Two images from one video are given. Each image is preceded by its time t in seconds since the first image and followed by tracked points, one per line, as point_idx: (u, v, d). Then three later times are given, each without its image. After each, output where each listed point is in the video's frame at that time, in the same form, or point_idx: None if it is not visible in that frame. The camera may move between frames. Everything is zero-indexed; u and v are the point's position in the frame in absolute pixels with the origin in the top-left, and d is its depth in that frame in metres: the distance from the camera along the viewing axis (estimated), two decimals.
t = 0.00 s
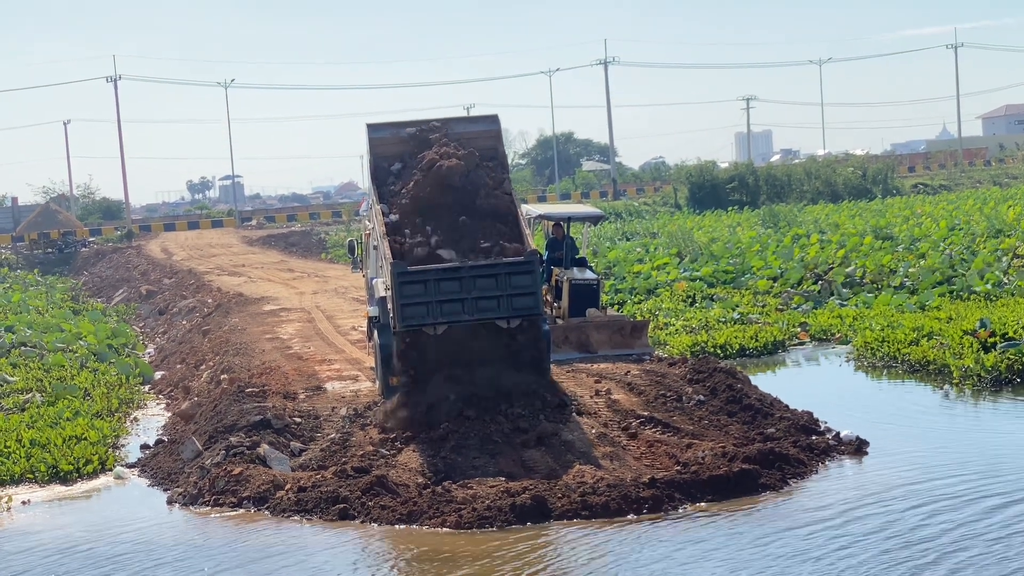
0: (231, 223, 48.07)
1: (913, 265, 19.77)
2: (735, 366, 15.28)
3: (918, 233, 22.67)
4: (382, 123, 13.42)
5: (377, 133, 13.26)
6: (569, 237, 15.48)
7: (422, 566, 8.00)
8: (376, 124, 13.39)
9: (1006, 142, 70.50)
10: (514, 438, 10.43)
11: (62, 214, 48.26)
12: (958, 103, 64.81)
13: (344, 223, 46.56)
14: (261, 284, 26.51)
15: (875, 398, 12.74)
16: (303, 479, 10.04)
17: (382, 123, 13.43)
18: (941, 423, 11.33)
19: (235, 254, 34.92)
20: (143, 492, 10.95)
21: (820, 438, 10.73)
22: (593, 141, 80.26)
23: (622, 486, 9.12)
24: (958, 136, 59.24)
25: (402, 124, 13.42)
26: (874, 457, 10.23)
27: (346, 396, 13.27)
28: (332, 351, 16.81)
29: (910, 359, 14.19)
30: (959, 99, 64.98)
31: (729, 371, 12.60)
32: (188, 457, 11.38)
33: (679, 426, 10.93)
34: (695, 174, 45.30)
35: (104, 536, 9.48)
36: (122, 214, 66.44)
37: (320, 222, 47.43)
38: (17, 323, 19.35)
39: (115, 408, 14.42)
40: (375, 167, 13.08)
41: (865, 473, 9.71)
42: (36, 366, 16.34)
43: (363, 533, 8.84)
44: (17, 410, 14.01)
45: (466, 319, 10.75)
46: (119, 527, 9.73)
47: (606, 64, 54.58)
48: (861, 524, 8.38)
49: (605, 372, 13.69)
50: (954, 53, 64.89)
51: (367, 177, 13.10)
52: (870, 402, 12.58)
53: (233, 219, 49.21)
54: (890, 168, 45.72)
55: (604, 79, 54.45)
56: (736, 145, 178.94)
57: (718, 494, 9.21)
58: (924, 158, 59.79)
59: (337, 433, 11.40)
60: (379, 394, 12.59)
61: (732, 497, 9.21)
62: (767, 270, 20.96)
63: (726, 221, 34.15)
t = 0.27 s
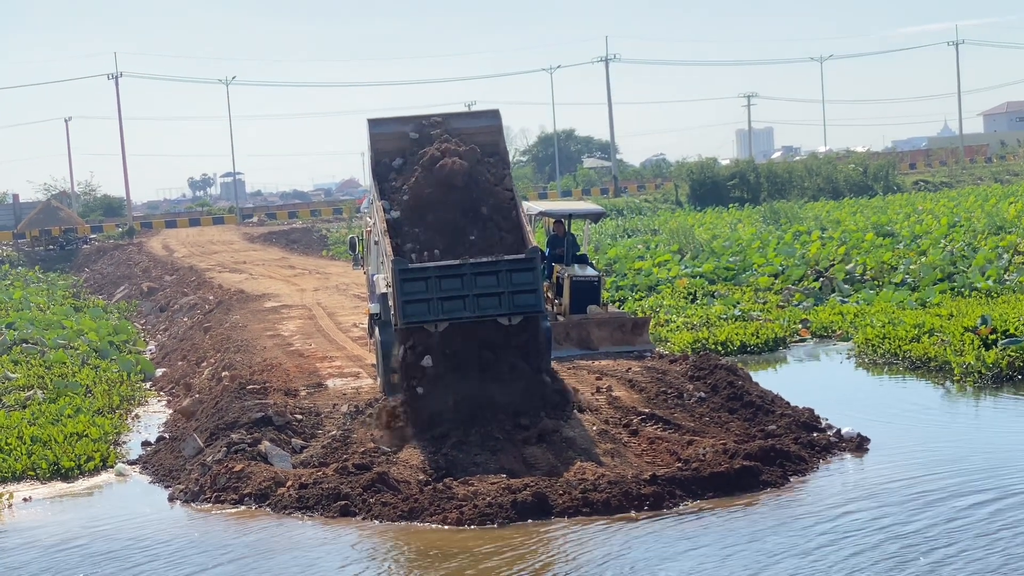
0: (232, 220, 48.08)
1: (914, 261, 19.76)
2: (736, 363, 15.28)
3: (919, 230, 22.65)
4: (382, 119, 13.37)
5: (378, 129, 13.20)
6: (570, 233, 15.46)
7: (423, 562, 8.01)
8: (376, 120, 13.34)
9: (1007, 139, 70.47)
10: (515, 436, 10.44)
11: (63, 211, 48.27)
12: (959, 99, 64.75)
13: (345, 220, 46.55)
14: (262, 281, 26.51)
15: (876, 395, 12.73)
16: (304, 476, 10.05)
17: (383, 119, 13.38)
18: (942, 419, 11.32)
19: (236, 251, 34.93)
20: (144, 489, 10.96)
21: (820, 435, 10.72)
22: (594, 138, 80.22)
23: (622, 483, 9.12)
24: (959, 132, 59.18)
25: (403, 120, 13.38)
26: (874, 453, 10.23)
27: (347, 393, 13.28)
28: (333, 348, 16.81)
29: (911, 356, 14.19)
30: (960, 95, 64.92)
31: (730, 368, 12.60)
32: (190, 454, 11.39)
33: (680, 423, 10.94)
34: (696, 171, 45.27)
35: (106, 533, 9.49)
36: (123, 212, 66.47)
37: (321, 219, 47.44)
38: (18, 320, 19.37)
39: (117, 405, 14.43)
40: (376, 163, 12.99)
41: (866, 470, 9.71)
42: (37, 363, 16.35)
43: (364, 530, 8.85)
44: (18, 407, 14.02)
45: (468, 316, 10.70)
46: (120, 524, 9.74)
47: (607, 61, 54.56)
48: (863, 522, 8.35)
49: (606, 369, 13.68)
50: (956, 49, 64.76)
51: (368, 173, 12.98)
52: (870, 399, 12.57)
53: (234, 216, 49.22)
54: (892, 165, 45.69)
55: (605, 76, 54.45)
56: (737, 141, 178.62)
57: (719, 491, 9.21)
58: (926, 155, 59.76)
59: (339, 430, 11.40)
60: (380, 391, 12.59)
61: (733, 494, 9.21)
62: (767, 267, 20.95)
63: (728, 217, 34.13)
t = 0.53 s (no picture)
0: (233, 218, 48.08)
1: (915, 259, 19.75)
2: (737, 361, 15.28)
3: (920, 227, 22.64)
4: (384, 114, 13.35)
5: (380, 125, 13.17)
6: (571, 231, 15.46)
7: (424, 560, 8.02)
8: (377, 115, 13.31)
9: (1008, 136, 70.48)
10: (516, 434, 10.44)
11: (63, 209, 48.27)
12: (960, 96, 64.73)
13: (346, 217, 46.54)
14: (263, 279, 26.52)
15: (877, 393, 12.73)
16: (305, 473, 10.05)
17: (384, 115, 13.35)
18: (943, 417, 11.32)
19: (237, 249, 34.94)
20: (146, 487, 10.97)
21: (822, 433, 10.72)
22: (595, 135, 80.20)
23: (624, 481, 9.11)
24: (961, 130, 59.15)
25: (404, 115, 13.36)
26: (876, 451, 10.23)
27: (348, 390, 13.28)
28: (334, 345, 16.82)
29: (913, 353, 14.19)
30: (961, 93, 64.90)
31: (731, 365, 12.59)
32: (191, 451, 11.39)
33: (681, 420, 10.94)
34: (698, 169, 45.23)
35: (107, 531, 9.49)
36: (124, 209, 66.48)
37: (322, 216, 47.44)
38: (19, 318, 19.36)
39: (118, 402, 14.43)
40: (378, 159, 12.96)
41: (867, 468, 9.71)
42: (38, 361, 16.35)
43: (365, 528, 8.85)
44: (20, 405, 14.02)
45: (469, 315, 10.70)
46: (122, 521, 9.74)
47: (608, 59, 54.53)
48: (865, 521, 8.33)
49: (607, 367, 13.68)
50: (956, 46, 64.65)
51: (369, 169, 12.94)
52: (872, 396, 12.57)
53: (235, 214, 49.22)
54: (893, 162, 45.67)
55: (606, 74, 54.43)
56: (738, 138, 178.50)
57: (720, 489, 9.21)
58: (927, 153, 59.73)
59: (339, 428, 11.40)
60: (381, 389, 12.60)
61: (734, 492, 9.21)
62: (769, 264, 20.94)
63: (729, 215, 34.13)
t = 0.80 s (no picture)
0: (234, 216, 48.10)
1: (917, 257, 19.75)
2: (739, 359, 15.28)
3: (922, 225, 22.62)
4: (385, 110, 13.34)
5: (381, 122, 13.15)
6: (572, 230, 15.45)
7: (425, 558, 8.03)
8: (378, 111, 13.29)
9: (1010, 134, 70.44)
10: (518, 431, 10.44)
11: (65, 207, 48.31)
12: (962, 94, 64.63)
13: (347, 216, 46.56)
14: (265, 277, 26.54)
15: (880, 391, 12.73)
16: (306, 471, 10.05)
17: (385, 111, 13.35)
18: (945, 415, 11.32)
19: (238, 247, 34.98)
20: (147, 485, 10.98)
21: (823, 431, 10.72)
22: (596, 134, 80.19)
23: (625, 479, 9.12)
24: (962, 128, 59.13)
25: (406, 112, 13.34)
26: (877, 449, 10.23)
27: (349, 389, 13.28)
28: (335, 344, 16.83)
29: (914, 352, 14.19)
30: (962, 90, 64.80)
31: (732, 364, 12.58)
32: (192, 450, 11.39)
33: (682, 419, 10.94)
34: (699, 167, 45.20)
35: (107, 529, 9.50)
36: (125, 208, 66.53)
37: (324, 215, 47.51)
38: (21, 316, 19.38)
39: (119, 401, 14.44)
40: (379, 156, 12.98)
41: (869, 466, 9.71)
42: (39, 359, 16.37)
43: (366, 526, 8.86)
44: (21, 403, 14.04)
45: (470, 315, 10.71)
46: (123, 520, 9.75)
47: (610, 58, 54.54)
48: (866, 519, 8.32)
49: (608, 365, 13.69)
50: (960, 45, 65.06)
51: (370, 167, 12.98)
52: (872, 395, 12.57)
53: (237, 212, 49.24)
54: (895, 160, 45.66)
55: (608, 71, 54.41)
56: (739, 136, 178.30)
57: (721, 487, 9.21)
58: (928, 151, 59.70)
59: (341, 426, 11.41)
60: (382, 388, 12.61)
61: (735, 490, 9.21)
62: (770, 263, 20.93)
63: (730, 213, 34.12)
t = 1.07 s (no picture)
0: (235, 216, 48.11)
1: (918, 257, 19.74)
2: (740, 359, 15.28)
3: (923, 225, 22.61)
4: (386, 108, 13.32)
5: (382, 120, 13.14)
6: (574, 229, 15.44)
7: (426, 557, 8.03)
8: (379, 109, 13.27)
9: (1012, 134, 70.44)
10: (520, 430, 10.45)
11: (67, 207, 48.31)
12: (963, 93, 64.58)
13: (349, 216, 46.57)
14: (266, 277, 26.55)
15: (881, 391, 12.73)
16: (308, 471, 10.05)
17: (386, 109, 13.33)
18: (946, 415, 11.32)
19: (240, 247, 34.99)
20: (149, 484, 10.98)
21: (825, 431, 10.71)
22: (598, 133, 80.19)
23: (627, 479, 9.11)
24: (964, 128, 59.13)
25: (406, 109, 13.32)
26: (878, 449, 10.23)
27: (350, 389, 13.29)
28: (336, 343, 16.83)
29: (915, 352, 14.18)
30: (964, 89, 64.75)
31: (734, 364, 12.58)
32: (194, 449, 11.40)
33: (683, 419, 10.94)
34: (701, 167, 45.19)
35: (109, 529, 9.51)
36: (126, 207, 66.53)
37: (326, 215, 47.52)
38: (22, 316, 19.39)
39: (121, 400, 14.45)
40: (380, 155, 12.94)
41: (870, 466, 9.71)
42: (41, 359, 16.38)
43: (368, 526, 8.86)
44: (23, 403, 14.04)
45: (471, 315, 10.72)
46: (124, 519, 9.76)
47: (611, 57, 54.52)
48: (868, 519, 8.31)
49: (609, 365, 13.69)
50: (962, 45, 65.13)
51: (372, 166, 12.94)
52: (873, 395, 12.57)
53: (238, 212, 49.25)
54: (896, 160, 45.66)
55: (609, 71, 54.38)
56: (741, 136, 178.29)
57: (723, 487, 9.21)
58: (930, 151, 59.70)
59: (342, 426, 11.41)
60: (383, 387, 12.61)
61: (737, 490, 9.20)
62: (771, 262, 20.93)
63: (731, 213, 34.13)
